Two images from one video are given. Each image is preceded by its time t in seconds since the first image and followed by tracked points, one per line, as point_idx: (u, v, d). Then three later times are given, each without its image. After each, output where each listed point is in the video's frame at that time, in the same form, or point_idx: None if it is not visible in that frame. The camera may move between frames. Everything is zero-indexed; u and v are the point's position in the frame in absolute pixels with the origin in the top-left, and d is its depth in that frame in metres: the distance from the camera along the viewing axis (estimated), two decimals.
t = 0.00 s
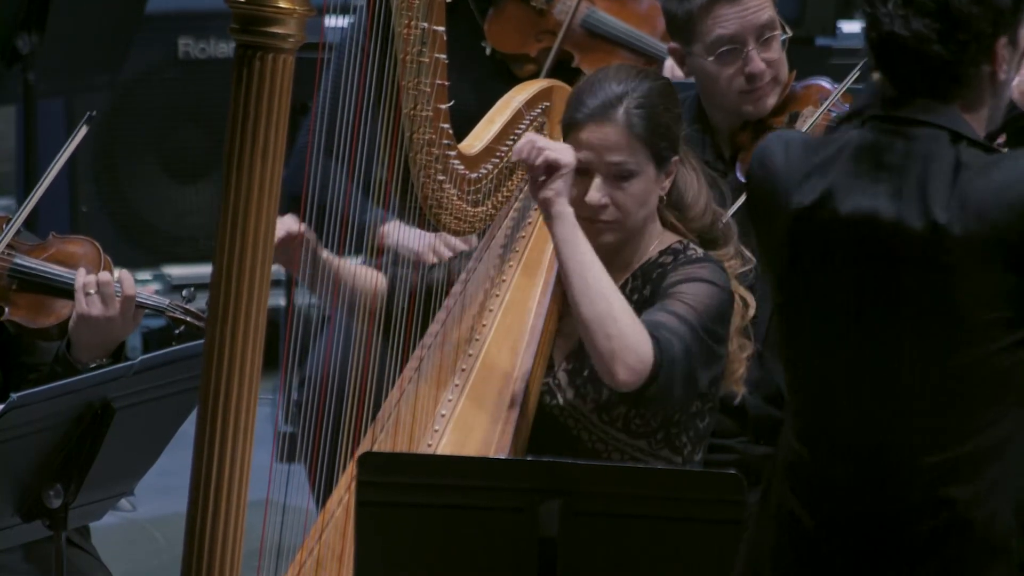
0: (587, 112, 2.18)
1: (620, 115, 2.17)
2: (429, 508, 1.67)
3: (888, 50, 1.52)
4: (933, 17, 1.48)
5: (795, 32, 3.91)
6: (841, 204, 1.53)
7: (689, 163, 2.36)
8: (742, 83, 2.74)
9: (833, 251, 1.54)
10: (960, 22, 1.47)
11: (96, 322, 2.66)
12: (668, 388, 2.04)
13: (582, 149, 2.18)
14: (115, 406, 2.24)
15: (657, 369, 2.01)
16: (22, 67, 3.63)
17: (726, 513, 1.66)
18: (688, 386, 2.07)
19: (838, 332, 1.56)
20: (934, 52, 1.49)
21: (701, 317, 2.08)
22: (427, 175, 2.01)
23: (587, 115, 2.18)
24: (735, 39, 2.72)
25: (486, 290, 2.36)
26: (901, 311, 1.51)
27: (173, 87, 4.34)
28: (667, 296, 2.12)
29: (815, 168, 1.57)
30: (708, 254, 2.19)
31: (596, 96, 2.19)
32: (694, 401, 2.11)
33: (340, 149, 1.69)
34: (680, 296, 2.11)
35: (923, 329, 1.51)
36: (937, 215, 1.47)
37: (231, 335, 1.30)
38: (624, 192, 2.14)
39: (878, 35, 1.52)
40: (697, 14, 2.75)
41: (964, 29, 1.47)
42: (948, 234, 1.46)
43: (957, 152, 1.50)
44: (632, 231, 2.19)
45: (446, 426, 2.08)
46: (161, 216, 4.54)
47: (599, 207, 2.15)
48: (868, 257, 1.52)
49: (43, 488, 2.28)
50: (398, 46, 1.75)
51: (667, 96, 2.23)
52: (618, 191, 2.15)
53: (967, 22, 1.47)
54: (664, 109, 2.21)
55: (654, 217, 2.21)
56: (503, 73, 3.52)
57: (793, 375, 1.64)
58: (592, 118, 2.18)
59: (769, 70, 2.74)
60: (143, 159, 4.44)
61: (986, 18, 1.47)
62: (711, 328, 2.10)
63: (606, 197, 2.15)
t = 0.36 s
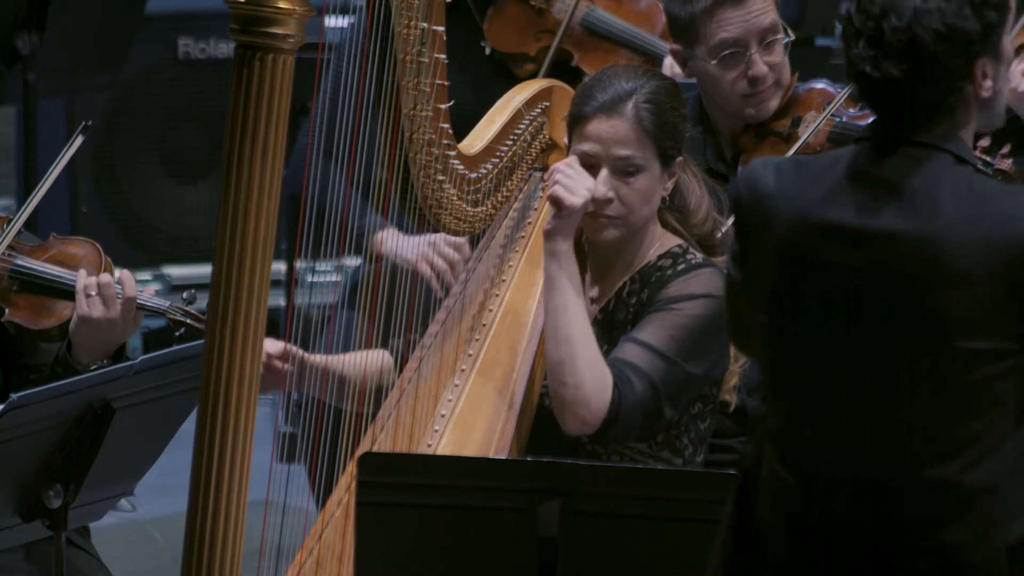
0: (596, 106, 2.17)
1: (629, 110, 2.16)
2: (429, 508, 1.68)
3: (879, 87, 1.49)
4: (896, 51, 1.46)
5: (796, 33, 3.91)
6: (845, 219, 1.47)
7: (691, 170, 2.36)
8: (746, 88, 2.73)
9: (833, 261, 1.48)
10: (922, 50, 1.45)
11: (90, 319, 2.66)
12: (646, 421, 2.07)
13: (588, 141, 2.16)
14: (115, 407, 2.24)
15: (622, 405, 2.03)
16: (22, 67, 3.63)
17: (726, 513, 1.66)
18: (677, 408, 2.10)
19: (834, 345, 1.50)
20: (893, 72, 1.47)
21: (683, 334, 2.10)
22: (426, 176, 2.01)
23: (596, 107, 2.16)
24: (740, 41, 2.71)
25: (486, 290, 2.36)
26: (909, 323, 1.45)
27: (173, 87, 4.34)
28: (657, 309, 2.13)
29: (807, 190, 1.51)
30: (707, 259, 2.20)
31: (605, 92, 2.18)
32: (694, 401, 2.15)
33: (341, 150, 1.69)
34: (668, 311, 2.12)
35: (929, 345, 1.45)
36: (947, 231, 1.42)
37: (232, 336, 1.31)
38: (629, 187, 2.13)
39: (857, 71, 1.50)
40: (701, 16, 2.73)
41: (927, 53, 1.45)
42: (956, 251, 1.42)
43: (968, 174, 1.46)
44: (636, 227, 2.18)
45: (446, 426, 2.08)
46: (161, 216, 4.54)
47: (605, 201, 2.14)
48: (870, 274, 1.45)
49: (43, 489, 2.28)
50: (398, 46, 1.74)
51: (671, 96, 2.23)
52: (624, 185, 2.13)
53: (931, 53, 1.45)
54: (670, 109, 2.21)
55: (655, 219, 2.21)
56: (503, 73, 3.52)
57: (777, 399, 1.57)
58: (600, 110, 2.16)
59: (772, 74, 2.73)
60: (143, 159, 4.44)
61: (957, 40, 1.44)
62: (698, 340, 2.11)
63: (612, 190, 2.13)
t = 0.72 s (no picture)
0: (598, 107, 2.17)
1: (631, 110, 2.16)
2: (429, 508, 1.67)
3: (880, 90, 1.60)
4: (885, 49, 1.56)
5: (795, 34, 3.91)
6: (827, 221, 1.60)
7: (687, 169, 2.37)
8: (748, 88, 2.75)
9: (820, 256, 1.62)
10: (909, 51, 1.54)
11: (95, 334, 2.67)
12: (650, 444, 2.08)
13: (590, 142, 2.16)
14: (115, 407, 2.24)
15: (625, 428, 2.04)
16: (21, 67, 3.62)
17: (726, 513, 1.66)
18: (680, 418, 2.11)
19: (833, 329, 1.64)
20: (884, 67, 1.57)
21: (685, 342, 2.11)
22: (425, 175, 2.01)
23: (599, 107, 2.17)
24: (741, 43, 2.72)
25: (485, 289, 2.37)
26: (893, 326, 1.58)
27: (173, 87, 4.34)
28: (659, 316, 2.14)
29: (817, 185, 1.63)
30: (708, 259, 2.20)
31: (606, 93, 2.18)
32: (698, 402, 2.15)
33: (340, 151, 1.69)
34: (669, 317, 2.13)
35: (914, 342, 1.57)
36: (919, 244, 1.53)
37: (231, 336, 1.31)
38: (630, 188, 2.13)
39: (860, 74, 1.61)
40: (704, 16, 2.75)
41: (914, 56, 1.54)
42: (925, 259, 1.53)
43: (950, 186, 1.54)
44: (638, 227, 2.17)
45: (445, 425, 2.07)
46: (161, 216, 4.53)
47: (607, 201, 2.13)
48: (853, 275, 1.59)
49: (43, 489, 2.28)
50: (397, 46, 1.74)
51: (670, 96, 2.22)
52: (626, 185, 2.13)
53: (916, 56, 1.54)
54: (669, 109, 2.20)
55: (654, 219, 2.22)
56: (502, 73, 3.52)
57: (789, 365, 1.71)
58: (602, 110, 2.17)
59: (774, 74, 2.75)
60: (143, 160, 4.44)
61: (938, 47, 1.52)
62: (700, 345, 2.12)
63: (614, 188, 2.13)
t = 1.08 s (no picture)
0: (592, 113, 2.16)
1: (625, 116, 2.16)
2: (430, 509, 1.68)
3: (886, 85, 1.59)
4: (916, 28, 1.55)
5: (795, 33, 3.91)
6: (799, 219, 1.61)
7: (686, 168, 2.37)
8: (743, 82, 2.75)
9: (791, 253, 1.62)
10: (941, 38, 1.54)
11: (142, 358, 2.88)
12: (651, 449, 2.07)
13: (587, 150, 2.16)
14: (115, 407, 2.24)
15: (622, 433, 2.04)
16: (21, 66, 3.62)
17: (727, 514, 1.65)
18: (681, 421, 2.12)
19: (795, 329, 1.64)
20: (912, 65, 1.56)
21: (683, 343, 2.11)
22: (425, 176, 2.01)
23: (593, 113, 2.16)
24: (736, 37, 2.75)
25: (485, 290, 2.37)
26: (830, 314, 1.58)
27: (174, 88, 4.35)
28: (659, 318, 2.15)
29: (812, 187, 1.62)
30: (708, 261, 2.21)
31: (601, 97, 2.17)
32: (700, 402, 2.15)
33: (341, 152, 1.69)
34: (669, 320, 2.13)
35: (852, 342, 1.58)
36: (860, 244, 1.54)
37: (231, 335, 1.31)
38: (629, 193, 2.14)
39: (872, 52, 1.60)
40: (698, 14, 2.80)
41: (941, 44, 1.54)
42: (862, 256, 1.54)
43: (909, 187, 1.54)
44: (637, 231, 2.18)
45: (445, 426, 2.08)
46: (161, 216, 4.53)
47: (604, 209, 2.13)
48: (803, 267, 1.60)
49: (43, 489, 2.28)
50: (396, 47, 1.75)
51: (669, 97, 2.22)
52: (624, 192, 2.14)
53: (948, 41, 1.53)
54: (667, 111, 2.20)
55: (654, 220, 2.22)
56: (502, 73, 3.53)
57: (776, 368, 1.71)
58: (598, 118, 2.16)
59: (771, 69, 2.75)
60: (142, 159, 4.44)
61: (970, 41, 1.53)
62: (700, 346, 2.12)
63: (612, 197, 2.13)
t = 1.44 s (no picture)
0: (586, 116, 2.15)
1: (620, 118, 2.14)
2: (429, 508, 1.68)
3: (911, 63, 1.70)
4: (943, 10, 1.67)
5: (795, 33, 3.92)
6: (819, 199, 1.77)
7: (681, 168, 2.37)
8: (739, 81, 2.76)
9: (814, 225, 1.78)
10: (967, 18, 1.66)
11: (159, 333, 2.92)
12: (629, 444, 2.07)
13: (582, 153, 2.15)
14: (115, 407, 2.24)
15: (598, 427, 2.03)
16: (21, 66, 3.62)
17: (727, 514, 1.65)
18: (664, 415, 2.09)
19: (814, 302, 1.79)
20: (940, 45, 1.68)
21: (671, 343, 2.10)
22: (422, 176, 2.01)
23: (587, 117, 2.15)
24: (733, 37, 2.70)
25: (484, 289, 2.37)
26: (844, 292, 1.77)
27: (174, 88, 4.34)
28: (648, 318, 2.13)
29: (819, 164, 1.79)
30: (702, 261, 2.20)
31: (595, 97, 2.17)
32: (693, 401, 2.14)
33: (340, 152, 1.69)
34: (658, 320, 2.12)
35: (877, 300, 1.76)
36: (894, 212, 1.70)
37: (229, 335, 1.31)
38: (625, 195, 2.14)
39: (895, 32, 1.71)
40: (694, 11, 2.75)
41: (967, 25, 1.66)
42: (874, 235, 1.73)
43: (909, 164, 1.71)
44: (633, 232, 2.18)
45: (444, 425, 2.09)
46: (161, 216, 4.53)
47: (601, 211, 2.13)
48: (824, 246, 1.77)
49: (43, 489, 2.29)
50: (394, 46, 1.75)
51: (662, 98, 2.21)
52: (619, 194, 2.14)
53: (969, 21, 1.66)
54: (662, 111, 2.20)
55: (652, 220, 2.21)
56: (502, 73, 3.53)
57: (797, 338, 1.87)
58: (591, 120, 2.15)
59: (766, 69, 2.74)
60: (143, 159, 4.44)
61: (997, 19, 1.66)
62: (691, 346, 2.11)
63: (608, 200, 2.13)
